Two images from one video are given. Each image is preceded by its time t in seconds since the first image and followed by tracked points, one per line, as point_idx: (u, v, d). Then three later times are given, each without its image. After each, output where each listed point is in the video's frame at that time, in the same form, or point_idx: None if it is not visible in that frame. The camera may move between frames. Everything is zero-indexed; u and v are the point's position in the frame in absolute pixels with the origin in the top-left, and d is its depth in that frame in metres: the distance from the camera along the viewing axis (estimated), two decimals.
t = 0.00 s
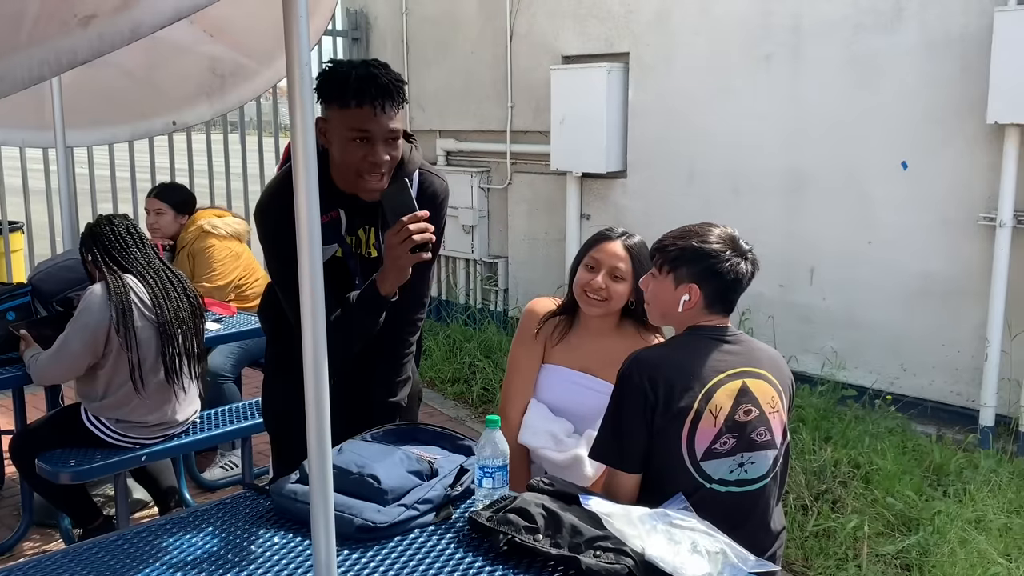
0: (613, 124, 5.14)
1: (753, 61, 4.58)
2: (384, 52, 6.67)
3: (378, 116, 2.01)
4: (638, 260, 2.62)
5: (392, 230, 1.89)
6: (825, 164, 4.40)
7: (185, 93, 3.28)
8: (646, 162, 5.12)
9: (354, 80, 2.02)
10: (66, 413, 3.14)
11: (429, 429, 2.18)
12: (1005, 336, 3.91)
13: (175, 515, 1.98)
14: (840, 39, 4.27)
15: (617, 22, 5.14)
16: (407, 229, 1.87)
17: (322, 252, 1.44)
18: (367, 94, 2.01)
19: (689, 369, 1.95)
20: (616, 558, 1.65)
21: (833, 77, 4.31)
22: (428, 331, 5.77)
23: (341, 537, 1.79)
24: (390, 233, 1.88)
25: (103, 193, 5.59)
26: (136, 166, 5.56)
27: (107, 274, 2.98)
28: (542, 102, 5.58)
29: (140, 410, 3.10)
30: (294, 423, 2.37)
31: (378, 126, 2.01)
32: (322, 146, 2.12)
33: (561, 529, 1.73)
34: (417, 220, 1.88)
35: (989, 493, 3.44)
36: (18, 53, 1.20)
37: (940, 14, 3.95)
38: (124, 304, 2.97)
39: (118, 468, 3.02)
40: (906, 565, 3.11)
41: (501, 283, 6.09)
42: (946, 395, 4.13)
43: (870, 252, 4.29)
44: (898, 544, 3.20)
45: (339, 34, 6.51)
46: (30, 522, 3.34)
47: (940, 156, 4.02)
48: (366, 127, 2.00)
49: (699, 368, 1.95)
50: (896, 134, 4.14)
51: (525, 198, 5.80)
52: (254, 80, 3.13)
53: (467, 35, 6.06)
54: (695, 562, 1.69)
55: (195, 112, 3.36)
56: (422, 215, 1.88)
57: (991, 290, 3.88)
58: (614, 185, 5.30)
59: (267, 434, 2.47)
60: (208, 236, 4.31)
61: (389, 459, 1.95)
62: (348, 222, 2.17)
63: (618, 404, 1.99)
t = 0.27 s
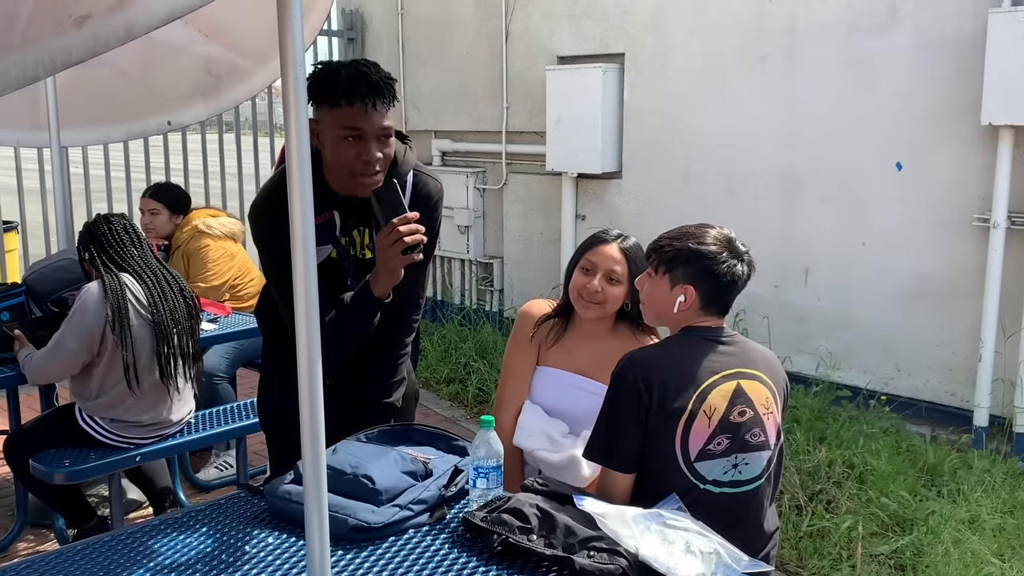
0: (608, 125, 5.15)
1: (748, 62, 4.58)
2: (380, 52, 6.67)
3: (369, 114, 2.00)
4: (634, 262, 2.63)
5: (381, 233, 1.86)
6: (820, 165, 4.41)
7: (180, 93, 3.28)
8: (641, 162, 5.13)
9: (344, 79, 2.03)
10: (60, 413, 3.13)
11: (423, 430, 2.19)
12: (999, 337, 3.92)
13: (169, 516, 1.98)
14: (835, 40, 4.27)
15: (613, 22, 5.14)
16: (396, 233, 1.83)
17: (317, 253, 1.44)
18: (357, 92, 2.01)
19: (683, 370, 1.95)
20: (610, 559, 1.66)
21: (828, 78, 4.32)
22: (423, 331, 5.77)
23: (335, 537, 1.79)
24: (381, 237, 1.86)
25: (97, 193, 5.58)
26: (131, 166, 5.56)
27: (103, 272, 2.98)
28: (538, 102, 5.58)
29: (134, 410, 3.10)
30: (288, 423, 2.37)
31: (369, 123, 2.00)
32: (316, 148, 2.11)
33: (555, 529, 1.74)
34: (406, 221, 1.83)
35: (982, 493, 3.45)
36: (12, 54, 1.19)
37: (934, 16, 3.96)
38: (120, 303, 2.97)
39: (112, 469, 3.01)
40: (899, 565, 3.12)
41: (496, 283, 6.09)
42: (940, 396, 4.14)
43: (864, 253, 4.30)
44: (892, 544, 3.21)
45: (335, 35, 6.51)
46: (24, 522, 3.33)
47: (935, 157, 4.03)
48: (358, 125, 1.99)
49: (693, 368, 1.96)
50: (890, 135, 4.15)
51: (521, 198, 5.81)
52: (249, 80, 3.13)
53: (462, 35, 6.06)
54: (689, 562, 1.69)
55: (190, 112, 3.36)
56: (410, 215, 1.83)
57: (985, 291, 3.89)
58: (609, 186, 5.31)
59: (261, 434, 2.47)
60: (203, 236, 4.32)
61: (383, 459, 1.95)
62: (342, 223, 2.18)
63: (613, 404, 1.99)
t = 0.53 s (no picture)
0: (607, 125, 5.15)
1: (747, 63, 4.59)
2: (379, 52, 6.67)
3: (348, 101, 2.00)
4: (634, 263, 2.63)
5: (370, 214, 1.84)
6: (818, 165, 4.41)
7: (180, 93, 3.28)
8: (640, 162, 5.13)
9: (334, 66, 2.03)
10: (58, 412, 3.13)
11: (422, 429, 2.19)
12: (997, 337, 3.93)
13: (168, 514, 1.98)
14: (834, 40, 4.28)
15: (612, 23, 5.15)
16: (386, 212, 1.82)
17: (316, 252, 1.44)
18: (341, 79, 2.01)
19: (680, 370, 1.95)
20: (609, 558, 1.66)
21: (827, 79, 4.32)
22: (422, 331, 5.77)
23: (334, 536, 1.79)
24: (371, 219, 1.84)
25: (96, 192, 5.58)
26: (130, 165, 5.56)
27: (103, 272, 2.99)
28: (537, 103, 5.58)
29: (134, 409, 3.10)
30: (287, 421, 2.37)
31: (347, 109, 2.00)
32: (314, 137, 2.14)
33: (554, 528, 1.74)
34: (397, 201, 1.82)
35: (981, 493, 3.46)
36: (11, 53, 1.19)
37: (933, 16, 3.96)
38: (120, 302, 2.97)
39: (111, 468, 3.01)
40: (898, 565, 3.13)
41: (495, 283, 6.09)
42: (939, 396, 4.14)
43: (863, 253, 4.30)
44: (890, 544, 3.21)
45: (334, 34, 6.50)
46: (23, 521, 3.33)
47: (933, 157, 4.03)
48: (338, 113, 2.00)
49: (692, 368, 1.96)
50: (889, 135, 4.15)
51: (520, 198, 5.81)
52: (249, 80, 3.13)
53: (462, 35, 6.06)
54: (687, 561, 1.70)
55: (189, 111, 3.36)
56: (400, 194, 1.82)
57: (983, 291, 3.90)
58: (608, 186, 5.31)
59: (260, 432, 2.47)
60: (202, 235, 4.32)
61: (382, 458, 1.95)
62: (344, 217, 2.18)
63: (611, 402, 1.99)
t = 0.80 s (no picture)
0: (606, 126, 5.15)
1: (745, 63, 4.59)
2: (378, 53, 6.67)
3: (362, 92, 2.02)
4: (633, 263, 2.62)
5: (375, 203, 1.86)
6: (816, 166, 4.42)
7: (179, 94, 3.27)
8: (639, 163, 5.13)
9: (341, 59, 2.05)
10: (58, 413, 3.13)
11: (421, 430, 2.19)
12: (996, 338, 3.93)
13: (167, 516, 1.98)
14: (832, 41, 4.28)
15: (610, 24, 5.15)
16: (390, 208, 1.83)
17: (315, 252, 1.44)
18: (351, 71, 2.03)
19: (679, 371, 1.95)
20: (608, 559, 1.66)
21: (825, 79, 4.33)
22: (421, 332, 5.77)
23: (333, 538, 1.79)
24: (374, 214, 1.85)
25: (95, 194, 5.57)
26: (129, 166, 5.56)
27: (102, 273, 2.99)
28: (536, 104, 5.58)
29: (134, 410, 3.10)
30: (287, 422, 2.37)
31: (362, 101, 2.02)
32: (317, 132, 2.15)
33: (553, 529, 1.74)
34: (400, 199, 1.83)
35: (980, 494, 3.46)
36: (10, 55, 1.19)
37: (931, 17, 3.97)
38: (119, 304, 2.97)
39: (109, 470, 3.01)
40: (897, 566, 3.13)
41: (494, 284, 6.09)
42: (937, 397, 4.15)
43: (861, 254, 4.30)
44: (889, 545, 3.21)
45: (332, 36, 6.49)
46: (22, 522, 3.33)
47: (931, 158, 4.04)
48: (352, 103, 2.02)
49: (691, 370, 1.96)
50: (887, 136, 4.16)
51: (519, 199, 5.81)
52: (248, 81, 3.13)
53: (460, 36, 6.06)
54: (686, 562, 1.70)
55: (189, 112, 3.36)
56: (405, 193, 1.83)
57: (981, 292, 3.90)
58: (607, 187, 5.31)
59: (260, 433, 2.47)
60: (200, 237, 4.31)
61: (381, 459, 1.95)
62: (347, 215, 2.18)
63: (610, 403, 1.99)
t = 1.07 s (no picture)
0: (600, 128, 5.16)
1: (739, 65, 4.60)
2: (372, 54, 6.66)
3: (367, 97, 2.02)
4: (624, 262, 2.63)
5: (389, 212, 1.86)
6: (810, 168, 4.43)
7: (173, 96, 3.27)
8: (633, 165, 5.14)
9: (345, 63, 2.05)
10: (51, 416, 3.12)
11: (415, 432, 2.19)
12: (988, 338, 3.94)
13: (162, 518, 1.98)
14: (825, 42, 4.30)
15: (604, 25, 5.16)
16: (407, 224, 1.85)
17: (309, 254, 1.44)
18: (354, 75, 2.03)
19: (674, 372, 1.96)
20: (602, 559, 1.66)
21: (818, 80, 4.34)
22: (416, 333, 5.77)
23: (328, 540, 1.79)
24: (389, 227, 1.86)
25: (89, 196, 5.57)
26: (123, 168, 5.55)
27: (93, 277, 2.98)
28: (530, 105, 5.59)
29: (127, 413, 3.09)
30: (282, 423, 2.38)
31: (366, 105, 2.02)
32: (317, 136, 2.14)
33: (548, 530, 1.74)
34: (416, 212, 1.85)
35: (973, 493, 3.47)
36: (4, 58, 1.19)
37: (924, 18, 3.98)
38: (112, 308, 2.96)
39: (104, 472, 3.01)
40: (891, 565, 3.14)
41: (489, 285, 6.09)
42: (931, 396, 4.16)
43: (855, 254, 4.32)
44: (883, 544, 3.22)
45: (327, 37, 6.48)
46: (15, 525, 3.32)
47: (924, 158, 4.05)
48: (355, 106, 2.01)
49: (686, 370, 1.96)
50: (880, 137, 4.17)
51: (513, 200, 5.82)
52: (243, 83, 3.13)
53: (454, 38, 6.06)
54: (680, 562, 1.70)
55: (183, 115, 3.36)
56: (420, 206, 1.84)
57: (974, 292, 3.92)
58: (602, 188, 5.32)
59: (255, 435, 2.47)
60: (194, 239, 4.30)
61: (376, 461, 1.96)
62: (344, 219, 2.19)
63: (606, 406, 1.99)
